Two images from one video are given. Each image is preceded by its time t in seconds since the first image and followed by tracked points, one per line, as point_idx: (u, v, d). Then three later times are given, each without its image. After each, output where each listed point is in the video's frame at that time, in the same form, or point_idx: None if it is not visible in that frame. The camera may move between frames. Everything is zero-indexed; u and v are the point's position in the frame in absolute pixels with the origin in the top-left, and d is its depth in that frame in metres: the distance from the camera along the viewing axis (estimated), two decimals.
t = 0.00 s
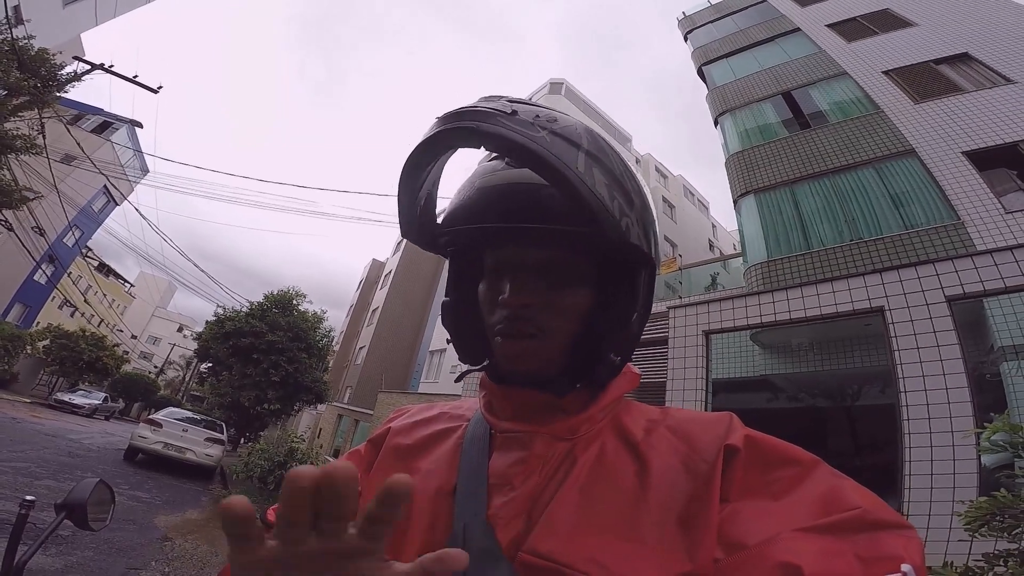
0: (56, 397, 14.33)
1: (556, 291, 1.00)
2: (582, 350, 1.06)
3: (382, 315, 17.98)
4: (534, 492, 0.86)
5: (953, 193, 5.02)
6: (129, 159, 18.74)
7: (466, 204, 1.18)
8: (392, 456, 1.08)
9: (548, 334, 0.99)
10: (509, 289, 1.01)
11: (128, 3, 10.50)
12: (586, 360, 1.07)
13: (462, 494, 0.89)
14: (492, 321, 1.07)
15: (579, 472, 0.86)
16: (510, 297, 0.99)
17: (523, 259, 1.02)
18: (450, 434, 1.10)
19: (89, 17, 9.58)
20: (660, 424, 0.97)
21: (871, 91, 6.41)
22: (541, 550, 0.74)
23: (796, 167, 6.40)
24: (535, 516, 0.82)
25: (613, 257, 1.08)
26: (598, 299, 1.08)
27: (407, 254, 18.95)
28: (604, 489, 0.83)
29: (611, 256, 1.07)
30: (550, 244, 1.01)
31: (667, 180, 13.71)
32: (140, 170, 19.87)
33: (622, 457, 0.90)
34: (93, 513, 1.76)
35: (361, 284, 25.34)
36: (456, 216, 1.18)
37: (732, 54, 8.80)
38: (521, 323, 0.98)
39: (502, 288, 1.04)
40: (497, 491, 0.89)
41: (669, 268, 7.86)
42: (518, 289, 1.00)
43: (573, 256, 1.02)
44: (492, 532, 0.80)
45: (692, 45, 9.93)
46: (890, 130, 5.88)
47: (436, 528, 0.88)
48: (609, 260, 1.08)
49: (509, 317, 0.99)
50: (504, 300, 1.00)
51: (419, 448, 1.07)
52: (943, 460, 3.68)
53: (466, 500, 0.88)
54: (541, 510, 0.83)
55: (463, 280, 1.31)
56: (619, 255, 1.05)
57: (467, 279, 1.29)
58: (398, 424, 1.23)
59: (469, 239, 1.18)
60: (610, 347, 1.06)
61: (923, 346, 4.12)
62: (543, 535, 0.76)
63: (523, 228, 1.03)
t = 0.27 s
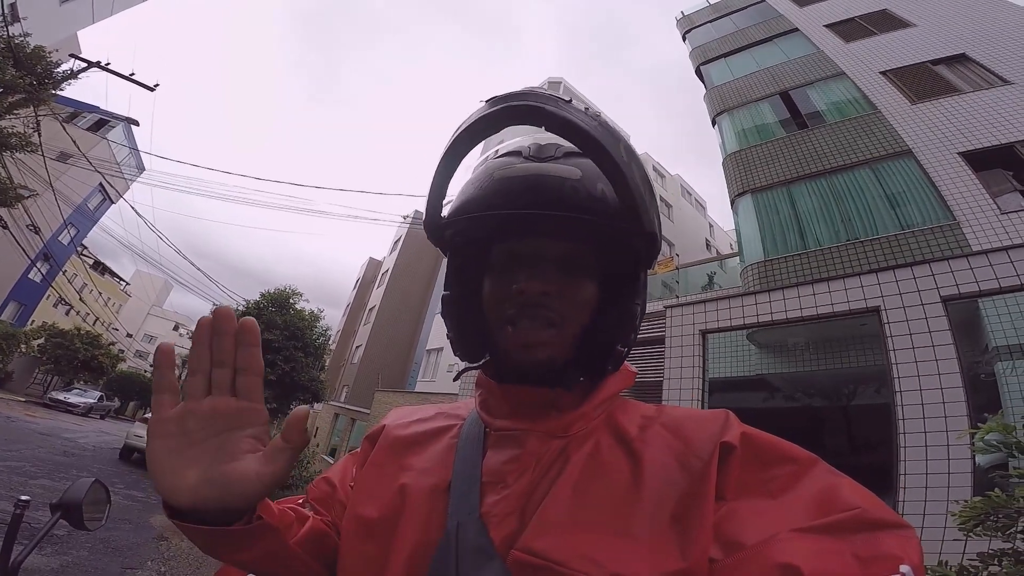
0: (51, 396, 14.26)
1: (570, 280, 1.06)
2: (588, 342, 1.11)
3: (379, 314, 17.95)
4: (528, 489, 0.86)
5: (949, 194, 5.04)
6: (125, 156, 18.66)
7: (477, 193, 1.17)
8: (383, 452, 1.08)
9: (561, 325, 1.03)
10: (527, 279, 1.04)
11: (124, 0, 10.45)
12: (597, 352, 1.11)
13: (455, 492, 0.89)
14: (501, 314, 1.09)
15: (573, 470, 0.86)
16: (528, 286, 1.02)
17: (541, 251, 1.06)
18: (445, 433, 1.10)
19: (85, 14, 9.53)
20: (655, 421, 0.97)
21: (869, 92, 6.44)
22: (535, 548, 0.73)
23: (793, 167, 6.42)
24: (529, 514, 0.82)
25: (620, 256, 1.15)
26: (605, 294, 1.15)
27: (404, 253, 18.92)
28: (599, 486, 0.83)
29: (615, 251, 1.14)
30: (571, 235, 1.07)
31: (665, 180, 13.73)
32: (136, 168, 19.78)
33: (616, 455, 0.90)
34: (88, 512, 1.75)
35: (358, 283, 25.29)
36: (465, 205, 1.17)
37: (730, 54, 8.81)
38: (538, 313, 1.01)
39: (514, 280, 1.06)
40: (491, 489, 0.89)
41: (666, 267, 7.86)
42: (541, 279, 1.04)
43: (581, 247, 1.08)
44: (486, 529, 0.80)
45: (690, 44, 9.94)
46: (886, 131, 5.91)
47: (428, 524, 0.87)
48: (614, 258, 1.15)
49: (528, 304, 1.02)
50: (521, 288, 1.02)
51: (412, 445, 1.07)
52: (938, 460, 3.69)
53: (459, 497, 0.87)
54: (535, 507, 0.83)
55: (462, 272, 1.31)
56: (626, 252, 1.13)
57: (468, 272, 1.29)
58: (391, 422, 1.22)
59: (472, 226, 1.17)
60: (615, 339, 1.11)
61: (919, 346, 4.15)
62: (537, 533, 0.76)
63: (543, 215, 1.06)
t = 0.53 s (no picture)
0: (39, 402, 14.05)
1: (575, 271, 1.08)
2: (588, 337, 1.14)
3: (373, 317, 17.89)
4: (523, 492, 0.86)
5: (937, 195, 5.11)
6: (114, 159, 18.48)
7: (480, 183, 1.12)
8: (374, 456, 1.06)
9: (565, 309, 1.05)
10: (539, 261, 1.06)
11: (114, 2, 10.37)
12: (598, 346, 1.13)
13: (448, 495, 0.88)
14: (505, 300, 1.08)
15: (568, 471, 0.86)
16: (537, 268, 1.04)
17: (548, 240, 1.08)
18: (437, 434, 1.09)
19: (74, 16, 9.45)
20: (650, 421, 0.98)
21: (857, 94, 6.52)
22: (528, 551, 0.73)
23: (784, 169, 6.48)
24: (525, 516, 0.82)
25: (620, 254, 1.19)
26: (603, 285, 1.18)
27: (398, 255, 18.88)
28: (594, 488, 0.83)
29: (617, 249, 1.18)
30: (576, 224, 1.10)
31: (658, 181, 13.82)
32: (125, 171, 19.58)
33: (611, 456, 0.90)
34: (79, 517, 1.73)
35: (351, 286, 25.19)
36: (474, 192, 1.12)
37: (722, 57, 8.89)
38: (541, 295, 1.02)
39: (525, 264, 1.07)
40: (484, 492, 0.89)
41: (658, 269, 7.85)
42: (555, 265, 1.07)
43: (582, 238, 1.11)
44: (480, 534, 0.79)
45: (682, 47, 10.02)
46: (875, 133, 5.99)
47: (422, 524, 0.86)
48: (613, 256, 1.19)
49: (536, 284, 1.03)
50: (533, 270, 1.04)
51: (403, 448, 1.06)
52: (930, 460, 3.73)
53: (452, 500, 0.86)
54: (531, 508, 0.83)
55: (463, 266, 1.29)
56: (627, 249, 1.18)
57: (467, 267, 1.28)
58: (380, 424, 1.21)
59: (474, 215, 1.18)
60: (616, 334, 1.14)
61: (909, 346, 4.20)
62: (531, 537, 0.75)
63: (557, 204, 1.08)
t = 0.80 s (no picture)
0: (40, 397, 14.07)
1: (581, 265, 1.07)
2: (591, 334, 1.15)
3: (373, 315, 17.91)
4: (523, 494, 0.85)
5: (940, 198, 5.10)
6: (117, 156, 18.49)
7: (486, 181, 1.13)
8: (373, 459, 1.06)
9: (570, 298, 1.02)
10: (547, 248, 1.03)
11: None
12: (600, 341, 1.15)
13: (447, 498, 0.88)
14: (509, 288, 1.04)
15: (567, 472, 0.86)
16: (547, 256, 1.01)
17: (555, 234, 1.05)
18: (434, 435, 1.09)
19: (79, 12, 9.44)
20: (649, 420, 0.98)
21: (861, 96, 6.50)
22: (531, 556, 0.73)
23: (787, 170, 6.47)
24: (526, 519, 0.81)
25: (622, 255, 1.18)
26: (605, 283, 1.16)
27: (399, 254, 18.88)
28: (594, 491, 0.83)
29: (620, 246, 1.15)
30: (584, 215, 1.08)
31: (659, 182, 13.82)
32: (128, 168, 19.58)
33: (610, 456, 0.90)
34: (78, 513, 1.73)
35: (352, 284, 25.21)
36: (490, 181, 1.11)
37: (725, 57, 8.87)
38: (549, 282, 0.99)
39: (534, 250, 1.03)
40: (484, 495, 0.88)
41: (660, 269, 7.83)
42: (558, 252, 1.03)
43: (585, 235, 1.08)
44: (480, 538, 0.79)
45: (685, 48, 10.00)
46: (878, 135, 5.97)
47: (420, 526, 0.86)
48: (615, 253, 1.16)
49: (544, 271, 1.00)
50: (542, 257, 1.01)
51: (401, 451, 1.05)
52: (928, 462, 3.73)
53: (452, 503, 0.86)
54: (531, 511, 0.82)
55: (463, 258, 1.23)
56: (628, 246, 1.16)
57: (469, 265, 1.22)
58: (377, 426, 1.21)
59: (481, 212, 1.16)
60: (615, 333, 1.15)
61: (910, 349, 4.19)
62: (534, 540, 0.75)
63: (567, 196, 1.07)
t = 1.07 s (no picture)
0: (44, 385, 14.17)
1: (582, 262, 1.04)
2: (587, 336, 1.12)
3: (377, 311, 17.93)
4: (519, 494, 0.83)
5: (949, 206, 5.04)
6: (128, 147, 18.61)
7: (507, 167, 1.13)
8: (365, 458, 1.04)
9: (570, 294, 1.00)
10: (550, 239, 1.01)
11: None
12: (597, 339, 1.12)
13: (441, 497, 0.86)
14: (506, 279, 1.03)
15: (563, 471, 0.84)
16: (548, 247, 1.00)
17: (559, 230, 1.04)
18: (427, 434, 1.07)
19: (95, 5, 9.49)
20: (645, 420, 0.96)
21: (873, 101, 6.44)
22: (528, 557, 0.71)
23: (795, 175, 6.42)
24: (523, 519, 0.79)
25: (624, 253, 1.15)
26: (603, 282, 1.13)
27: (405, 250, 18.91)
28: (590, 490, 0.81)
29: (617, 242, 1.12)
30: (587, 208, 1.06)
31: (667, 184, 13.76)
32: (138, 159, 19.69)
33: (606, 456, 0.88)
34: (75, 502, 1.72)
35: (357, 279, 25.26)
36: (499, 176, 1.11)
37: (737, 60, 8.81)
38: (550, 272, 0.98)
39: (534, 244, 1.02)
40: (480, 495, 0.86)
41: (664, 272, 7.71)
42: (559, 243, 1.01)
43: (587, 233, 1.07)
44: (477, 539, 0.77)
45: (697, 50, 9.94)
46: (889, 141, 5.92)
47: (415, 527, 0.84)
48: (615, 251, 1.13)
49: (546, 262, 0.98)
50: (545, 248, 1.00)
51: (394, 450, 1.04)
52: (927, 470, 3.70)
53: (445, 503, 0.84)
54: (528, 512, 0.80)
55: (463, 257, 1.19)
56: (626, 244, 1.13)
57: (475, 261, 1.18)
58: (370, 426, 1.18)
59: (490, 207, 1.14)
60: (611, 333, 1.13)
61: (914, 357, 4.14)
62: (529, 542, 0.73)
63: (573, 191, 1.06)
